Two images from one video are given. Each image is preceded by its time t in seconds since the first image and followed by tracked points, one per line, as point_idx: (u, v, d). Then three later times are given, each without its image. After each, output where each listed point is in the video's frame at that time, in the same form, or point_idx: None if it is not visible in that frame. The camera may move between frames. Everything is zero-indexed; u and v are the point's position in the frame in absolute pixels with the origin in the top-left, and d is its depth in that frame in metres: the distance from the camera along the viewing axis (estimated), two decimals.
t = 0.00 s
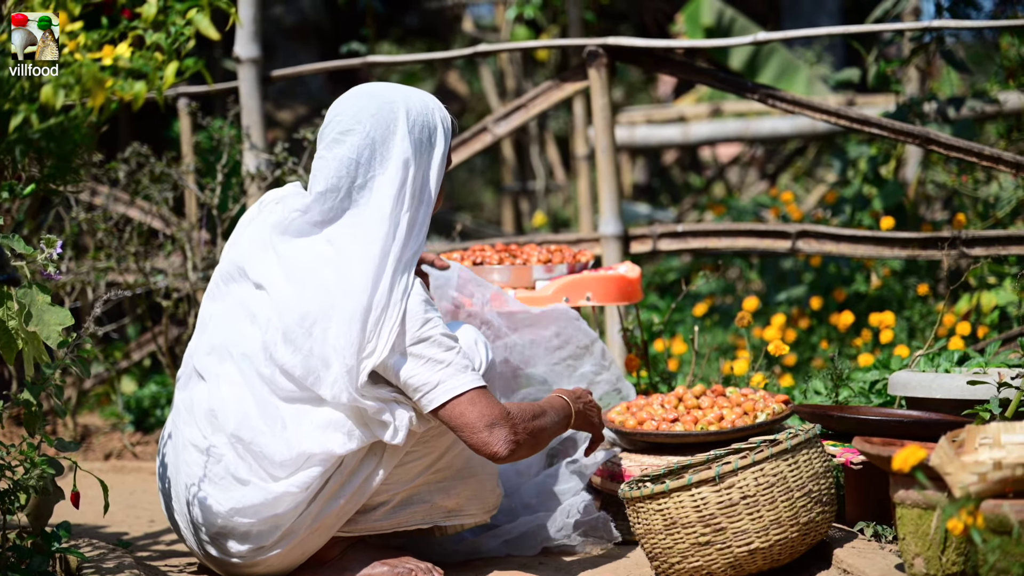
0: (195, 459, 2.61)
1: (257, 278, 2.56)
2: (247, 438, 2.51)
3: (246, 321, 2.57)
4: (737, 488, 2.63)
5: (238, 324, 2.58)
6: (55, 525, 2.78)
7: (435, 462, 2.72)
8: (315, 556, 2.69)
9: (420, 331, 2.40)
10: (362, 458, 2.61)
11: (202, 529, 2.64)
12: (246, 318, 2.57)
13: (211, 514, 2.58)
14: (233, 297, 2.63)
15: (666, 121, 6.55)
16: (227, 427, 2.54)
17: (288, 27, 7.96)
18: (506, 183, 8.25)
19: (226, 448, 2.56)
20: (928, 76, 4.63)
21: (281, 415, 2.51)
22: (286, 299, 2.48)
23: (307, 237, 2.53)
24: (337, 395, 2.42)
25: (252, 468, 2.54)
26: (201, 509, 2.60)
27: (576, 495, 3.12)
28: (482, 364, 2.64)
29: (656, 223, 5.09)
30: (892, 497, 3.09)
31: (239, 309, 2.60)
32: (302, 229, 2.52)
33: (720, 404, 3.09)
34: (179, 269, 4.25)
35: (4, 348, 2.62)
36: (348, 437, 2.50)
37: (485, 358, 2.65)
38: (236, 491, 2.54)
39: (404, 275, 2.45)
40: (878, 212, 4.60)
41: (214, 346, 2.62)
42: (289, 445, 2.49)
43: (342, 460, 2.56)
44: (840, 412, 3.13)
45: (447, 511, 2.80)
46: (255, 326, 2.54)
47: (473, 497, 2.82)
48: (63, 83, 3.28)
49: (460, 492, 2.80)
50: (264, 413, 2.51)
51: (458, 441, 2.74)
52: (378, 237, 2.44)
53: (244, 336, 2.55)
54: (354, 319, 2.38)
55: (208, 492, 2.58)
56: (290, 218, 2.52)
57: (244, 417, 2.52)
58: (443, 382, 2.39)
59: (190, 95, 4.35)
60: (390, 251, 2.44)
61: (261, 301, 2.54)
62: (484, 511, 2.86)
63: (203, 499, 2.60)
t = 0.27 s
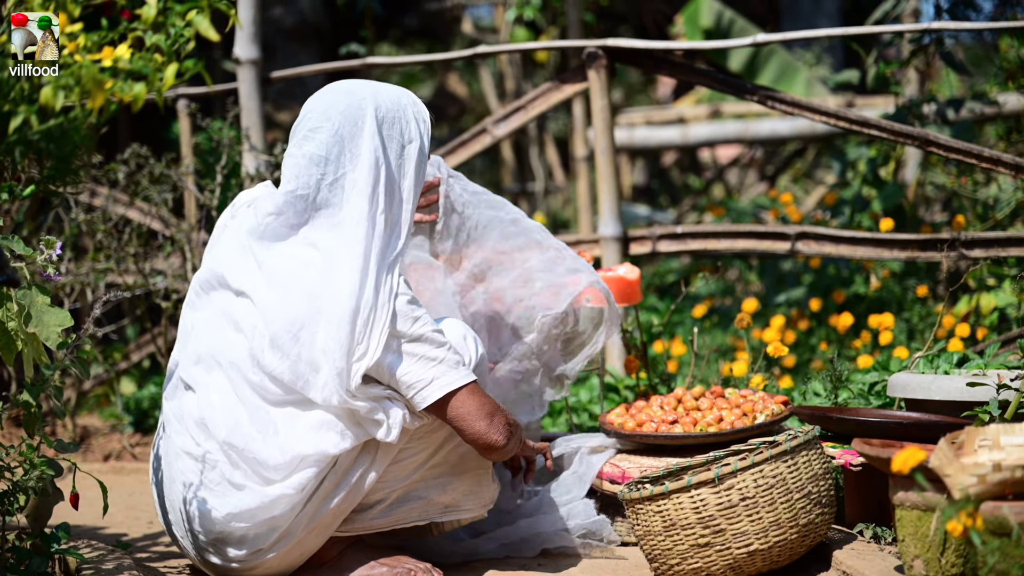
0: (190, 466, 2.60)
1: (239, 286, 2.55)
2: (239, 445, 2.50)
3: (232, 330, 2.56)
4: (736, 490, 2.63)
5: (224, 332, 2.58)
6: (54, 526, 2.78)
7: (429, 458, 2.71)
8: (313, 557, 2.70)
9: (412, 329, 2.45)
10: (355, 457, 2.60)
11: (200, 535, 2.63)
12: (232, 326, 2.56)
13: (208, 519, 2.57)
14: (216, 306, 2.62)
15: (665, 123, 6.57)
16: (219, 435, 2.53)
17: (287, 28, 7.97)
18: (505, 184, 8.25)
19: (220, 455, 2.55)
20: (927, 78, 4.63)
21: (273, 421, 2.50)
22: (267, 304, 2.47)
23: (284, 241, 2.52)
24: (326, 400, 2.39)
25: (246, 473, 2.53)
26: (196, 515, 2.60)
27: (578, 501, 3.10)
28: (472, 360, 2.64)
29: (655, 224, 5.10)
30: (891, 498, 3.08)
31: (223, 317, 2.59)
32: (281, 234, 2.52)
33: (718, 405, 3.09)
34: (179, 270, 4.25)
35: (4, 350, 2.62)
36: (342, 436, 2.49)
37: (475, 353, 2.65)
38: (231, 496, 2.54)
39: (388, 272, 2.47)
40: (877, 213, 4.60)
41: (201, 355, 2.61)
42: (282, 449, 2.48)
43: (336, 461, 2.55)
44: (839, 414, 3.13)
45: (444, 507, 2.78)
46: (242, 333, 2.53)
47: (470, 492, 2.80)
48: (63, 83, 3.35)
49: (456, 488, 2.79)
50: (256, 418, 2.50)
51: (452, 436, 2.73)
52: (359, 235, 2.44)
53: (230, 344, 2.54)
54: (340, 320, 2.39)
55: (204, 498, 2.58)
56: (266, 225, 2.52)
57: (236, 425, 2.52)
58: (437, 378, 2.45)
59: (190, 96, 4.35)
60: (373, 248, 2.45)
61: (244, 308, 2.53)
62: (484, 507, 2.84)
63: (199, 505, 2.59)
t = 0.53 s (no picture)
0: (187, 466, 2.61)
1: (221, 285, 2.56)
2: (233, 442, 2.51)
3: (219, 328, 2.57)
4: (735, 491, 2.63)
5: (212, 331, 2.58)
6: (53, 527, 2.79)
7: (426, 457, 2.70)
8: (310, 557, 2.69)
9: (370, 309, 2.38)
10: (352, 454, 2.59)
11: (197, 535, 2.63)
12: (218, 325, 2.57)
13: (205, 518, 2.58)
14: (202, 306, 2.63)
15: (664, 124, 6.61)
16: (212, 434, 2.54)
17: (286, 28, 7.97)
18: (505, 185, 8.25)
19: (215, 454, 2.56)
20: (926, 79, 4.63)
21: (265, 416, 2.51)
22: (248, 301, 2.46)
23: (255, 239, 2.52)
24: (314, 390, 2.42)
25: (242, 470, 2.54)
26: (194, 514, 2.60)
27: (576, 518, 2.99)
28: (468, 354, 2.62)
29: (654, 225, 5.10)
30: (890, 499, 3.08)
31: (210, 317, 2.60)
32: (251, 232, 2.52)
33: (717, 406, 3.09)
34: (178, 270, 4.26)
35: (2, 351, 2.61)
36: (335, 431, 2.49)
37: (470, 348, 2.64)
38: (228, 494, 2.54)
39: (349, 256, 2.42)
40: (876, 214, 4.59)
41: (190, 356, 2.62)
42: (276, 445, 2.49)
43: (332, 458, 2.55)
44: (838, 415, 3.13)
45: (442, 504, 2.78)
46: (229, 332, 2.54)
47: (468, 489, 2.78)
48: (64, 84, 3.34)
49: (453, 485, 2.76)
50: (249, 415, 2.51)
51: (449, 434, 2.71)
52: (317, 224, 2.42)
53: (217, 343, 2.55)
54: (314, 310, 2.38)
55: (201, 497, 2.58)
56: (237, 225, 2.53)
57: (228, 423, 2.52)
58: (384, 356, 2.33)
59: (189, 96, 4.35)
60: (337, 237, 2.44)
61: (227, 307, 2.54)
62: (482, 504, 2.82)
63: (196, 504, 2.60)
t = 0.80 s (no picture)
0: (183, 461, 2.64)
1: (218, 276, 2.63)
2: (224, 429, 2.55)
3: (213, 318, 2.62)
4: (734, 488, 2.63)
5: (208, 321, 2.64)
6: (53, 524, 2.78)
7: (427, 453, 2.68)
8: (310, 555, 2.70)
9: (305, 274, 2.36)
10: (348, 451, 2.59)
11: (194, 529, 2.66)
12: (213, 316, 2.63)
13: (200, 512, 2.61)
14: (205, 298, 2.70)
15: (664, 121, 6.64)
16: (205, 423, 2.58)
17: (286, 26, 7.98)
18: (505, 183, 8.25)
19: (208, 444, 2.60)
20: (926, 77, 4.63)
21: (250, 404, 2.54)
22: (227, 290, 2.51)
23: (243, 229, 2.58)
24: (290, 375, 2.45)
25: (234, 461, 2.57)
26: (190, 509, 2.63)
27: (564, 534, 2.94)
28: (467, 353, 2.71)
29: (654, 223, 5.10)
30: (890, 496, 3.08)
31: (207, 308, 2.66)
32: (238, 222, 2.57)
33: (717, 404, 3.09)
34: (178, 268, 4.26)
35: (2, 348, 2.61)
36: (323, 422, 2.51)
37: (470, 348, 2.72)
38: (221, 486, 2.57)
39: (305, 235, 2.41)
40: (876, 212, 4.59)
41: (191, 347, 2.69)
42: (262, 432, 2.52)
43: (327, 454, 2.57)
44: (837, 411, 3.12)
45: (444, 502, 2.71)
46: (221, 321, 2.59)
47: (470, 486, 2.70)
48: (62, 81, 3.21)
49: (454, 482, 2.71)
50: (238, 403, 2.55)
51: (450, 430, 2.70)
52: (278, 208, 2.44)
53: (210, 332, 2.61)
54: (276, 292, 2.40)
55: (197, 490, 2.62)
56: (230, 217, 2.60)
57: (219, 412, 2.57)
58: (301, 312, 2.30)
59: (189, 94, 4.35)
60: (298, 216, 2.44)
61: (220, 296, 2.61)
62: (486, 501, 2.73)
63: (191, 498, 2.63)
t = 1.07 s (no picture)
0: (182, 454, 2.67)
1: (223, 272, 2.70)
2: (220, 419, 2.59)
3: (215, 311, 2.68)
4: (734, 484, 2.62)
5: (209, 316, 2.69)
6: (53, 520, 2.77)
7: (426, 451, 2.67)
8: (309, 552, 2.70)
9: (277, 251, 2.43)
10: (345, 449, 2.58)
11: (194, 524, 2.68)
12: (214, 309, 2.68)
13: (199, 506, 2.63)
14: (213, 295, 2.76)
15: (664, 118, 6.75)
16: (203, 414, 2.61)
17: (286, 23, 7.97)
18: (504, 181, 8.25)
19: (205, 437, 2.63)
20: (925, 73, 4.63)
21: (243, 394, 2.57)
22: (223, 279, 2.58)
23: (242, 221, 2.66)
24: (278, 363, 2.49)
25: (230, 454, 2.59)
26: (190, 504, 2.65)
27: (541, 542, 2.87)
28: (468, 351, 2.67)
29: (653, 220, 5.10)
30: (889, 492, 3.08)
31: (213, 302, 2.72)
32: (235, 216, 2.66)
33: (716, 399, 3.10)
34: (177, 265, 4.27)
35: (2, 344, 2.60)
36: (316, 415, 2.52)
37: (470, 345, 2.68)
38: (217, 479, 2.59)
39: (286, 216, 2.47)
40: (876, 208, 4.60)
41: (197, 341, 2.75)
42: (253, 423, 2.53)
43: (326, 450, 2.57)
44: (836, 408, 3.10)
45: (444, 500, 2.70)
46: (221, 313, 2.64)
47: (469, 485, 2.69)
48: (62, 79, 3.21)
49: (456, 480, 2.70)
50: (233, 394, 2.58)
51: (450, 427, 2.68)
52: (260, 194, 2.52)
53: (212, 325, 2.67)
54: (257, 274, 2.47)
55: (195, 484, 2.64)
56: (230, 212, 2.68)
57: (214, 403, 2.60)
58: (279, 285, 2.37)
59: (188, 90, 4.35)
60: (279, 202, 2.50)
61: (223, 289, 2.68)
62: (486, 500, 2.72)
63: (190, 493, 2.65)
